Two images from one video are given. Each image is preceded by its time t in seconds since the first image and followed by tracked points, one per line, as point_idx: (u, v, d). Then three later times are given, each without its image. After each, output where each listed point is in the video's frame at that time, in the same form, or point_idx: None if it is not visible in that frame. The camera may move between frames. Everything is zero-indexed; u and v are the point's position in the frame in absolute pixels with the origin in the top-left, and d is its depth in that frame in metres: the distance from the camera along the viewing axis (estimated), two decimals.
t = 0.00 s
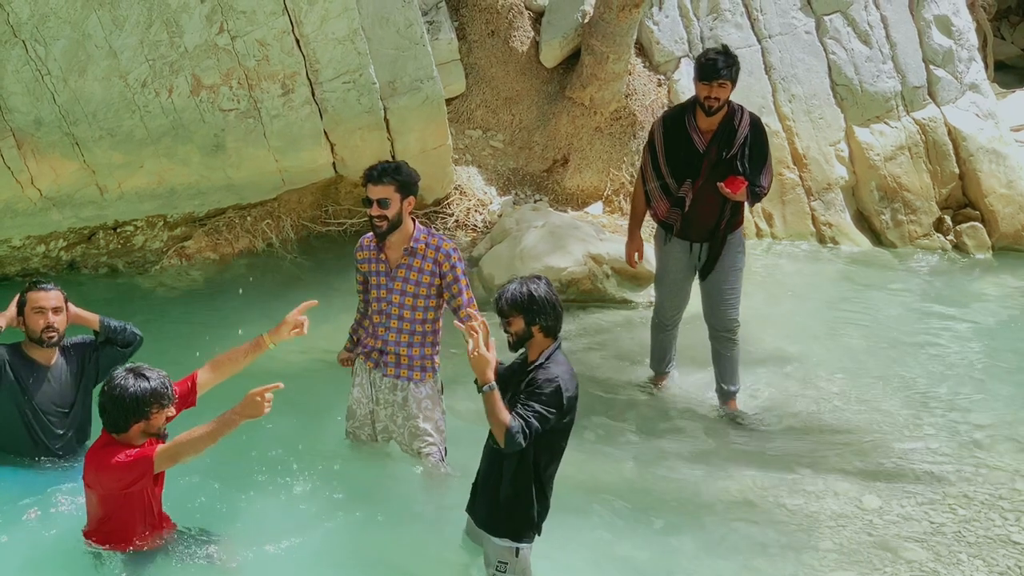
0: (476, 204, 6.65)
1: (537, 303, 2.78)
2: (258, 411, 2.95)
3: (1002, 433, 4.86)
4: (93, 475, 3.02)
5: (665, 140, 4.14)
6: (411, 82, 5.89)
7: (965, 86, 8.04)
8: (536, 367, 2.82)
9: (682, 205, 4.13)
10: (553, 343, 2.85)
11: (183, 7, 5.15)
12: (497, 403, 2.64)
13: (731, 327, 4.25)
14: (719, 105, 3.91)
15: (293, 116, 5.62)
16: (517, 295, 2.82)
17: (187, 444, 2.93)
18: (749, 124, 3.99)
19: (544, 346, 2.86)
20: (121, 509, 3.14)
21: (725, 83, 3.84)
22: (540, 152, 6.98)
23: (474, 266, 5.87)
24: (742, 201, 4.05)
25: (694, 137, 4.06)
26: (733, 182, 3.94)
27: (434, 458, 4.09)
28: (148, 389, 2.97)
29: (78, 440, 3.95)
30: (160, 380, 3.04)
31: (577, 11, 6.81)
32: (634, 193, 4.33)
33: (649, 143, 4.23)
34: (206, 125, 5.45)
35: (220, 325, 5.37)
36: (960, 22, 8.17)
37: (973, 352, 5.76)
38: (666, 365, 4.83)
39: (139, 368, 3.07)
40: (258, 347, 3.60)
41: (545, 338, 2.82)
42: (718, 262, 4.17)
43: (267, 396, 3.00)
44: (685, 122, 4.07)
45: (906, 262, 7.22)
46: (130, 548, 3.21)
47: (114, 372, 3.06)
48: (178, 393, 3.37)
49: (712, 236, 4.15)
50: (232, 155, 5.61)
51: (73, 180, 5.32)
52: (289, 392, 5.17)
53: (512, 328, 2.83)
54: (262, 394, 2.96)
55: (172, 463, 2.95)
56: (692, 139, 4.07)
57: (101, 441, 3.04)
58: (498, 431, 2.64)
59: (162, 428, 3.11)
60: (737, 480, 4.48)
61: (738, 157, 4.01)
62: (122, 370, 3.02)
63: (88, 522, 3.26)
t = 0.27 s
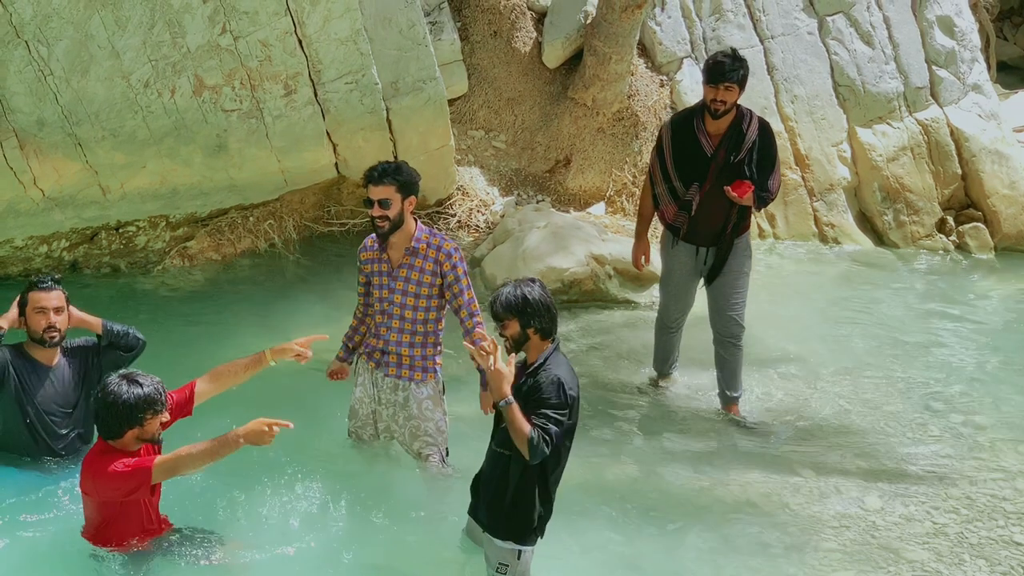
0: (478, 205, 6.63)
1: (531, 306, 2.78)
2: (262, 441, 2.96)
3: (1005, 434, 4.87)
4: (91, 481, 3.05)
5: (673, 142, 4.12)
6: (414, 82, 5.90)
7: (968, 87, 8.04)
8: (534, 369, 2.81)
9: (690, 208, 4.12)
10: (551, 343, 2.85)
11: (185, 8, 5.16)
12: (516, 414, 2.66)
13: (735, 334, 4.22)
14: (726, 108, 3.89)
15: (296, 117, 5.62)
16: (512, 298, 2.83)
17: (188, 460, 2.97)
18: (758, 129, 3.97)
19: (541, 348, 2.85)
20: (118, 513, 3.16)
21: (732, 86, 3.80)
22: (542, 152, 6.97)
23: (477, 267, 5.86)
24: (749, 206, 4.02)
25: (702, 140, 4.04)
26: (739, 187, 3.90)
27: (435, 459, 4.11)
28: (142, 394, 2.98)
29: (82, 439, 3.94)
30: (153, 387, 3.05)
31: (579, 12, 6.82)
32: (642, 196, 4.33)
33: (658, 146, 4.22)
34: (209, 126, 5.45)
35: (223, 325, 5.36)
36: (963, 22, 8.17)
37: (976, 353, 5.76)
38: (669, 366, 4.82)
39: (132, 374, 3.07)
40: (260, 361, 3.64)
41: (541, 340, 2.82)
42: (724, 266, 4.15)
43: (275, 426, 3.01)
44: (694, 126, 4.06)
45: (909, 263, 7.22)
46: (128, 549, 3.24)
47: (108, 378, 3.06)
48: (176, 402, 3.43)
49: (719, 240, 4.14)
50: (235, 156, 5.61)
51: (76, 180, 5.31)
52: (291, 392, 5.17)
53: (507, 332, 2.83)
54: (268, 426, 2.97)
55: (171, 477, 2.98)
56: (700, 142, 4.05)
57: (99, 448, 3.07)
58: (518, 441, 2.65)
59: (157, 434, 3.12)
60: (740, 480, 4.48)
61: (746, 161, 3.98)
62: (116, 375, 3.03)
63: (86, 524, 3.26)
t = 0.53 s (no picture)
0: (483, 205, 6.63)
1: (532, 311, 2.78)
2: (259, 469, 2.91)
3: (1010, 434, 4.88)
4: (90, 486, 3.08)
5: (688, 146, 4.10)
6: (419, 82, 5.90)
7: (973, 87, 8.05)
8: (539, 374, 2.81)
9: (704, 213, 4.11)
10: (552, 346, 2.85)
11: (191, 8, 5.16)
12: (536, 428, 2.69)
13: (747, 338, 4.26)
14: (741, 113, 3.87)
15: (301, 117, 5.62)
16: (512, 304, 2.81)
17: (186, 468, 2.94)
18: (773, 133, 3.95)
19: (543, 352, 2.85)
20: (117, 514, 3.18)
21: (747, 89, 3.76)
22: (547, 153, 6.98)
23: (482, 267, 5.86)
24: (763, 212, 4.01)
25: (717, 145, 4.02)
26: (753, 193, 3.89)
27: (439, 459, 4.13)
28: (136, 399, 2.97)
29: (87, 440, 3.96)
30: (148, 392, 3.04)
31: (584, 13, 6.81)
32: (656, 199, 4.31)
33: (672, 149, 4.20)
34: (215, 126, 5.46)
35: (228, 325, 5.37)
36: (968, 23, 8.17)
37: (981, 353, 5.77)
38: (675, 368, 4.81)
39: (127, 378, 3.07)
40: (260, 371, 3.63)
41: (542, 344, 2.82)
42: (738, 271, 4.14)
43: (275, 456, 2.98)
44: (709, 130, 4.03)
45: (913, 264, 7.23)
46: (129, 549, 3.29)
47: (103, 382, 3.06)
48: (173, 406, 3.45)
49: (733, 245, 4.13)
50: (240, 156, 5.62)
51: (82, 180, 5.32)
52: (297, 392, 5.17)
53: (508, 338, 2.82)
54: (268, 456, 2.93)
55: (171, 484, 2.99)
56: (715, 146, 4.03)
57: (98, 452, 3.08)
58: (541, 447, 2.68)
59: (152, 437, 3.13)
60: (746, 481, 4.49)
61: (761, 166, 3.96)
62: (111, 380, 3.02)
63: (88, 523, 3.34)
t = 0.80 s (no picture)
0: (488, 205, 6.63)
1: (538, 315, 2.78)
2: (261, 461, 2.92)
3: (1015, 436, 4.88)
4: (91, 484, 3.06)
5: (700, 149, 4.10)
6: (423, 83, 5.89)
7: (978, 88, 8.05)
8: (546, 379, 2.80)
9: (716, 216, 4.10)
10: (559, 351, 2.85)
11: (196, 8, 5.16)
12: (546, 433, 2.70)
13: (757, 341, 4.27)
14: (753, 114, 3.88)
15: (306, 117, 5.62)
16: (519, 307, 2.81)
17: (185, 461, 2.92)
18: (785, 137, 3.96)
19: (549, 357, 2.85)
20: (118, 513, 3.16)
21: (759, 91, 3.78)
22: (552, 153, 6.99)
23: (486, 267, 5.86)
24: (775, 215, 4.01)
25: (729, 147, 4.02)
26: (765, 196, 3.90)
27: (444, 459, 4.12)
28: (139, 398, 2.97)
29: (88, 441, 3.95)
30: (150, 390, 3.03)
31: (589, 13, 6.81)
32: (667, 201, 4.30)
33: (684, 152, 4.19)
34: (219, 126, 5.46)
35: (232, 325, 5.37)
36: (974, 23, 8.16)
37: (985, 354, 5.77)
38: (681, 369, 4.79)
39: (129, 377, 3.06)
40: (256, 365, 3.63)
41: (548, 349, 2.81)
42: (751, 274, 4.15)
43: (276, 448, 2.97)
44: (721, 132, 4.03)
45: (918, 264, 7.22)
46: (131, 548, 3.27)
47: (105, 380, 3.06)
48: (173, 405, 3.43)
49: (745, 248, 4.14)
50: (244, 156, 5.62)
51: (86, 180, 5.33)
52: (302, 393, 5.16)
53: (514, 341, 2.82)
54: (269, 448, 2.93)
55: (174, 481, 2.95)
56: (727, 149, 4.03)
57: (100, 450, 3.06)
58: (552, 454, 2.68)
59: (154, 436, 3.12)
60: (751, 481, 4.48)
61: (773, 169, 3.97)
62: (113, 379, 3.02)
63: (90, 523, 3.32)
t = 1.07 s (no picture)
0: (495, 205, 6.62)
1: (555, 319, 2.77)
2: (261, 428, 2.96)
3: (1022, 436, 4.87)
4: (97, 476, 3.04)
5: (717, 153, 4.11)
6: (430, 82, 5.88)
7: (985, 88, 8.04)
8: (560, 384, 2.80)
9: (732, 219, 4.11)
10: (574, 357, 2.85)
11: (202, 7, 5.18)
12: (552, 437, 2.69)
13: (769, 345, 4.32)
14: (770, 118, 3.88)
15: (313, 117, 5.62)
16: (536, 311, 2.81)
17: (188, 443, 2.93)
18: (802, 141, 3.95)
19: (565, 362, 2.85)
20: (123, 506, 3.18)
21: (775, 95, 3.79)
22: (559, 153, 6.99)
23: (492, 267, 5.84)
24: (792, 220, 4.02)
25: (746, 151, 4.02)
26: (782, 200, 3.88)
27: (451, 458, 4.09)
28: (149, 393, 2.97)
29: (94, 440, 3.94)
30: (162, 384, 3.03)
31: (596, 13, 6.82)
32: (684, 204, 4.32)
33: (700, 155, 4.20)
34: (226, 126, 5.46)
35: (239, 325, 5.38)
36: (981, 23, 8.16)
37: (992, 355, 5.76)
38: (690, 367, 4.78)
39: (140, 371, 3.06)
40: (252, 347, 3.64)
41: (563, 355, 2.81)
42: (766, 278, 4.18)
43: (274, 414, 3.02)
44: (738, 136, 4.04)
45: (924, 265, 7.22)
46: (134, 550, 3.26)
47: (115, 374, 3.05)
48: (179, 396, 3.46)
49: (761, 251, 4.16)
50: (251, 155, 5.62)
51: (93, 179, 5.33)
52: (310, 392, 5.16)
53: (529, 344, 2.82)
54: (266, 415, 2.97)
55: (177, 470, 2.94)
56: (744, 153, 4.03)
57: (106, 443, 3.05)
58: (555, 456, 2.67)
59: (164, 430, 3.12)
60: (758, 482, 4.48)
61: (789, 174, 3.96)
62: (123, 373, 3.02)
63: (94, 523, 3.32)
